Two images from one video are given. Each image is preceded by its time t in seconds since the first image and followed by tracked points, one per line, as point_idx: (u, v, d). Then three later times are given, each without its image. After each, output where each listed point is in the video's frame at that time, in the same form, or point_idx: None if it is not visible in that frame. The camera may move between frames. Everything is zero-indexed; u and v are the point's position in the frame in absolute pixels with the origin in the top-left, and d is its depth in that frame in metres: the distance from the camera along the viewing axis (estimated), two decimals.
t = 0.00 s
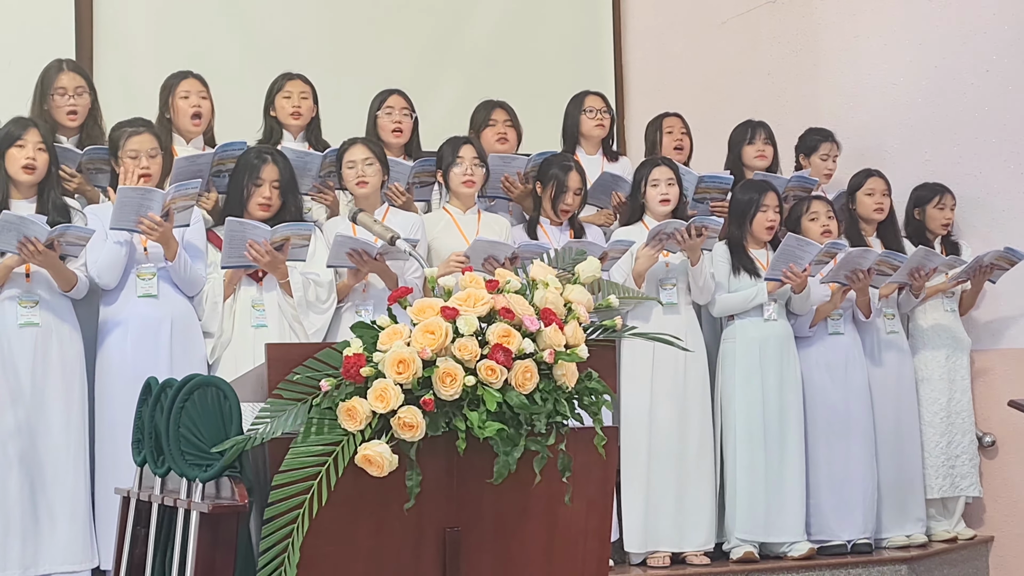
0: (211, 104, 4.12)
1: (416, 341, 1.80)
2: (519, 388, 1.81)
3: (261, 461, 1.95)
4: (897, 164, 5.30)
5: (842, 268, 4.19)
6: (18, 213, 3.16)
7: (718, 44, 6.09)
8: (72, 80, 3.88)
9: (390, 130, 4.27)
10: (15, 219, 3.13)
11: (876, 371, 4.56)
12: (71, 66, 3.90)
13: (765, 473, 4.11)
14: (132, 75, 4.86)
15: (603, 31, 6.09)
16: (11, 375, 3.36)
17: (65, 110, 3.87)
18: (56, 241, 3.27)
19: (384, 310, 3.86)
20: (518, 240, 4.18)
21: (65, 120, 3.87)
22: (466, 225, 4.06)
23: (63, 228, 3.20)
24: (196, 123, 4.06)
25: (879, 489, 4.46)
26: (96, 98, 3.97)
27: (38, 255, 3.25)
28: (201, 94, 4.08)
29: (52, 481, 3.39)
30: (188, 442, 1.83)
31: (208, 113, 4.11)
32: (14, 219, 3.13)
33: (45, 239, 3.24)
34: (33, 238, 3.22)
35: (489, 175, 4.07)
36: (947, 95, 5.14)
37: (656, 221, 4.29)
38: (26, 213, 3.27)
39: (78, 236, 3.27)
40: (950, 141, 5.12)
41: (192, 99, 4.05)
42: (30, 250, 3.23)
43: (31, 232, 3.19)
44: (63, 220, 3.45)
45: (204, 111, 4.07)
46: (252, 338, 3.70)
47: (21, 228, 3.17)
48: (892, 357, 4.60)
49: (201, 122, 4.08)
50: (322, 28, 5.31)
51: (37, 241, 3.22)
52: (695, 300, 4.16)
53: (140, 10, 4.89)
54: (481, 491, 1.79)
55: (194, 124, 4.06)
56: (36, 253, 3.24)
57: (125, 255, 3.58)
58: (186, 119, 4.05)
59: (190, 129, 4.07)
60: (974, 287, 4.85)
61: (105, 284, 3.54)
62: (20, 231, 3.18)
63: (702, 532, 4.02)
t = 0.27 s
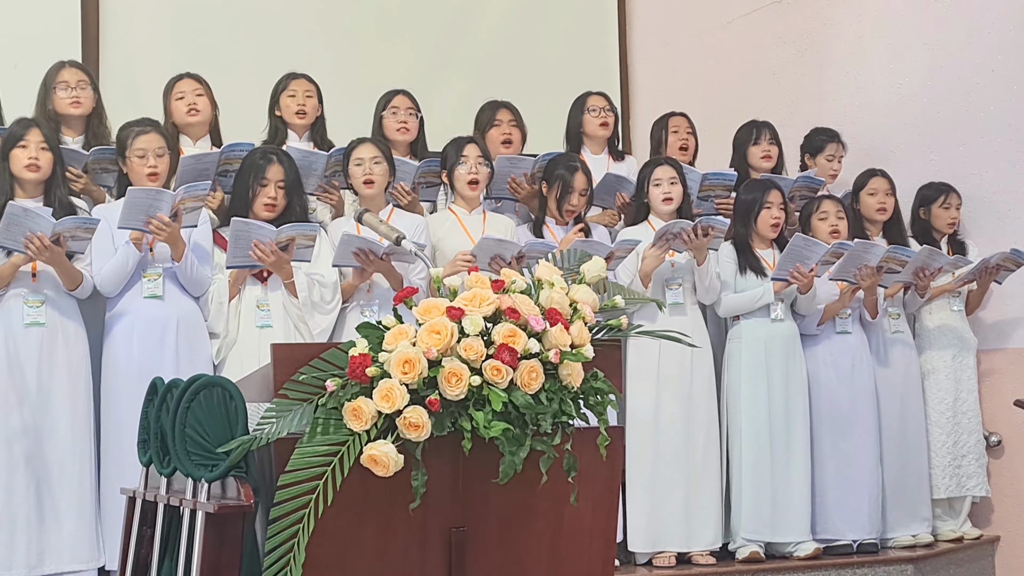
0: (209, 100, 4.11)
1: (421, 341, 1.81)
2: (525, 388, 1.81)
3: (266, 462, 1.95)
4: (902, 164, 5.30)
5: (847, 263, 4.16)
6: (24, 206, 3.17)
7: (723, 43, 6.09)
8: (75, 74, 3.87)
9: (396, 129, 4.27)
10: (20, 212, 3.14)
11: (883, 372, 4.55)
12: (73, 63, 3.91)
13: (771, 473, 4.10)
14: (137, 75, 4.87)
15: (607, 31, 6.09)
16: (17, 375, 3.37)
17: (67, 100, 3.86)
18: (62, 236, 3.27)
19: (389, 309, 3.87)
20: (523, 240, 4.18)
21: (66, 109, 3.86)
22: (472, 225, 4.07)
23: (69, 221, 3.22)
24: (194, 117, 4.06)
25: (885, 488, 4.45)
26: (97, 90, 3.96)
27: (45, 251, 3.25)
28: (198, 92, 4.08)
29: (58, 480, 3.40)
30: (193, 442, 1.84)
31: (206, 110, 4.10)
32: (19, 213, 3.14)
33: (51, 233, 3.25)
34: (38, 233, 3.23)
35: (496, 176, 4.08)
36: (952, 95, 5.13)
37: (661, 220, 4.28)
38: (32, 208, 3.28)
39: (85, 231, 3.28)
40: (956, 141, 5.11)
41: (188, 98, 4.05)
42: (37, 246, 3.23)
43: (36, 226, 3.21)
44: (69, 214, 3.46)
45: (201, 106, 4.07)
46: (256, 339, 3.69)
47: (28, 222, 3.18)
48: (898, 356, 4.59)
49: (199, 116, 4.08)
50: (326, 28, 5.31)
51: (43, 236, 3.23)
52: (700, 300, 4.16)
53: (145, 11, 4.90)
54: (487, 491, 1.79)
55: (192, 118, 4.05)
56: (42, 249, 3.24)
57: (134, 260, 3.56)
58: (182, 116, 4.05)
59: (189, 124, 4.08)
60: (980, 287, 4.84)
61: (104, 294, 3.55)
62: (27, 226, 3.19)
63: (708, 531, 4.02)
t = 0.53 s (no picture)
0: (214, 99, 4.11)
1: (428, 341, 1.80)
2: (532, 388, 1.80)
3: (273, 461, 1.96)
4: (910, 163, 5.29)
5: (858, 267, 4.18)
6: (34, 206, 3.18)
7: (729, 43, 6.08)
8: (79, 71, 3.87)
9: (403, 128, 4.27)
10: (30, 211, 3.15)
11: (890, 372, 4.54)
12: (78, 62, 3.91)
13: (778, 473, 4.10)
14: (143, 75, 4.87)
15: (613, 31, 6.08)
16: (24, 375, 3.37)
17: (71, 96, 3.86)
18: (71, 236, 3.27)
19: (395, 308, 3.86)
20: (530, 239, 4.18)
21: (70, 105, 3.86)
22: (478, 225, 4.06)
23: (77, 222, 3.22)
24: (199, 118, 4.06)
25: (893, 488, 4.45)
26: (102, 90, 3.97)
27: (54, 251, 3.25)
28: (203, 91, 4.08)
29: (65, 480, 3.40)
30: (201, 443, 1.84)
31: (211, 110, 4.10)
32: (28, 211, 3.15)
33: (59, 233, 3.25)
34: (48, 232, 3.24)
35: (503, 176, 4.09)
36: (959, 94, 5.12)
37: (667, 220, 4.28)
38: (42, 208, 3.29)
39: (93, 231, 3.28)
40: (963, 140, 5.10)
41: (193, 97, 4.06)
42: (46, 246, 3.23)
43: (46, 226, 3.22)
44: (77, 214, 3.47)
45: (206, 106, 4.07)
46: (263, 339, 3.71)
47: (38, 222, 3.20)
48: (906, 360, 4.58)
49: (204, 117, 4.08)
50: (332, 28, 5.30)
51: (52, 236, 3.23)
52: (707, 300, 4.16)
53: (152, 12, 4.91)
54: (494, 491, 1.79)
55: (197, 119, 4.06)
56: (51, 248, 3.25)
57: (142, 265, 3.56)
58: (188, 116, 4.06)
59: (194, 125, 4.08)
60: (988, 286, 4.83)
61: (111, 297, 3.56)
62: (36, 225, 3.21)
63: (715, 531, 4.02)
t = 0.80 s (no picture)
0: (222, 101, 4.12)
1: (436, 341, 1.81)
2: (539, 388, 1.80)
3: (282, 462, 1.97)
4: (918, 163, 5.28)
5: (865, 266, 4.17)
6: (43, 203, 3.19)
7: (737, 42, 6.06)
8: (86, 71, 3.89)
9: (412, 130, 4.28)
10: (40, 208, 3.16)
11: (899, 372, 4.53)
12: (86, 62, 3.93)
13: (787, 473, 4.09)
14: (151, 76, 4.88)
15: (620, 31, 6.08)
16: (32, 376, 3.39)
17: (77, 96, 3.87)
18: (79, 234, 3.29)
19: (403, 307, 3.88)
20: (538, 239, 4.18)
21: (76, 105, 3.87)
22: (485, 224, 4.06)
23: (85, 219, 3.23)
24: (207, 122, 4.08)
25: (902, 489, 4.44)
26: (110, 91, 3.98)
27: (62, 248, 3.27)
28: (211, 92, 4.09)
29: (73, 480, 3.41)
30: (209, 443, 1.84)
31: (219, 110, 4.11)
32: (38, 209, 3.16)
33: (68, 231, 3.27)
34: (56, 230, 3.25)
35: (510, 177, 4.06)
36: (968, 93, 5.11)
37: (676, 220, 4.27)
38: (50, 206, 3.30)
39: (101, 229, 3.29)
40: (971, 139, 5.09)
41: (201, 97, 4.07)
42: (54, 243, 3.25)
43: (55, 223, 3.23)
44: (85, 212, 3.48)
45: (213, 108, 4.08)
46: (271, 339, 3.70)
47: (46, 218, 3.21)
48: (914, 357, 4.57)
49: (212, 120, 4.09)
50: (339, 28, 5.30)
51: (61, 233, 3.25)
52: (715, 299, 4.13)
53: (160, 13, 4.92)
54: (502, 490, 1.79)
55: (204, 123, 4.07)
56: (59, 246, 3.26)
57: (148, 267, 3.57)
58: (196, 117, 4.07)
59: (201, 128, 4.09)
60: (997, 286, 4.82)
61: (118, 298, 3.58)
62: (45, 223, 3.21)
63: (723, 531, 4.01)
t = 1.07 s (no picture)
0: (231, 102, 4.13)
1: (444, 341, 1.80)
2: (548, 387, 1.80)
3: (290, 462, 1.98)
4: (927, 162, 5.27)
5: (873, 266, 4.15)
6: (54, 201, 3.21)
7: (746, 41, 6.04)
8: (95, 72, 3.90)
9: (420, 130, 4.29)
10: (51, 206, 3.17)
11: (908, 372, 4.52)
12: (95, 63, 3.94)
13: (797, 472, 4.08)
14: (159, 76, 4.90)
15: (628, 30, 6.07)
16: (42, 375, 3.40)
17: (85, 98, 3.89)
18: (90, 233, 3.30)
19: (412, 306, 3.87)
20: (547, 239, 4.18)
21: (84, 107, 3.88)
22: (494, 225, 4.06)
23: (97, 217, 3.24)
24: (215, 120, 4.07)
25: (911, 489, 4.42)
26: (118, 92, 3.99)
27: (72, 247, 3.28)
28: (220, 93, 4.10)
29: (82, 480, 3.42)
30: (218, 442, 1.84)
31: (228, 111, 4.12)
32: (49, 207, 3.18)
33: (79, 230, 3.28)
34: (67, 229, 3.26)
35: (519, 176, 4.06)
36: (978, 92, 5.11)
37: (685, 220, 4.25)
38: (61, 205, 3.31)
39: (112, 228, 3.30)
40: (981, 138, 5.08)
41: (210, 98, 4.08)
42: (65, 242, 3.26)
43: (66, 222, 3.24)
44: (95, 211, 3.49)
45: (222, 108, 4.09)
46: (280, 340, 3.72)
47: (58, 217, 3.22)
48: (922, 358, 4.55)
49: (220, 119, 4.10)
50: (347, 29, 5.31)
51: (71, 232, 3.26)
52: (723, 299, 4.13)
53: (169, 13, 4.94)
54: (511, 489, 1.79)
55: (213, 121, 4.07)
56: (70, 245, 3.27)
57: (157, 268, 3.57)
58: (204, 117, 4.08)
59: (209, 126, 4.09)
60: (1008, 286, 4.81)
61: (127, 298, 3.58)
62: (56, 221, 3.22)
63: (732, 531, 4.00)
